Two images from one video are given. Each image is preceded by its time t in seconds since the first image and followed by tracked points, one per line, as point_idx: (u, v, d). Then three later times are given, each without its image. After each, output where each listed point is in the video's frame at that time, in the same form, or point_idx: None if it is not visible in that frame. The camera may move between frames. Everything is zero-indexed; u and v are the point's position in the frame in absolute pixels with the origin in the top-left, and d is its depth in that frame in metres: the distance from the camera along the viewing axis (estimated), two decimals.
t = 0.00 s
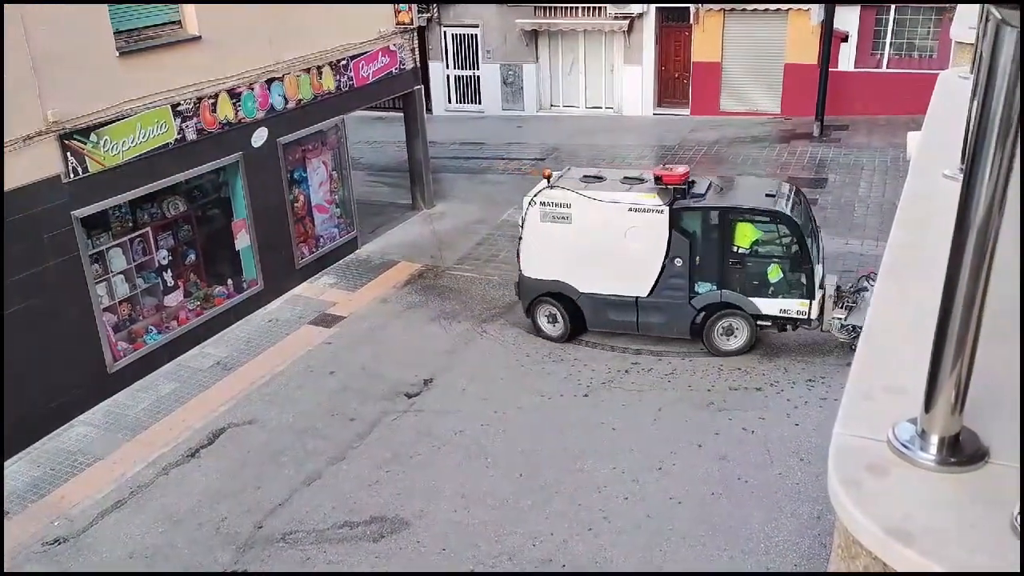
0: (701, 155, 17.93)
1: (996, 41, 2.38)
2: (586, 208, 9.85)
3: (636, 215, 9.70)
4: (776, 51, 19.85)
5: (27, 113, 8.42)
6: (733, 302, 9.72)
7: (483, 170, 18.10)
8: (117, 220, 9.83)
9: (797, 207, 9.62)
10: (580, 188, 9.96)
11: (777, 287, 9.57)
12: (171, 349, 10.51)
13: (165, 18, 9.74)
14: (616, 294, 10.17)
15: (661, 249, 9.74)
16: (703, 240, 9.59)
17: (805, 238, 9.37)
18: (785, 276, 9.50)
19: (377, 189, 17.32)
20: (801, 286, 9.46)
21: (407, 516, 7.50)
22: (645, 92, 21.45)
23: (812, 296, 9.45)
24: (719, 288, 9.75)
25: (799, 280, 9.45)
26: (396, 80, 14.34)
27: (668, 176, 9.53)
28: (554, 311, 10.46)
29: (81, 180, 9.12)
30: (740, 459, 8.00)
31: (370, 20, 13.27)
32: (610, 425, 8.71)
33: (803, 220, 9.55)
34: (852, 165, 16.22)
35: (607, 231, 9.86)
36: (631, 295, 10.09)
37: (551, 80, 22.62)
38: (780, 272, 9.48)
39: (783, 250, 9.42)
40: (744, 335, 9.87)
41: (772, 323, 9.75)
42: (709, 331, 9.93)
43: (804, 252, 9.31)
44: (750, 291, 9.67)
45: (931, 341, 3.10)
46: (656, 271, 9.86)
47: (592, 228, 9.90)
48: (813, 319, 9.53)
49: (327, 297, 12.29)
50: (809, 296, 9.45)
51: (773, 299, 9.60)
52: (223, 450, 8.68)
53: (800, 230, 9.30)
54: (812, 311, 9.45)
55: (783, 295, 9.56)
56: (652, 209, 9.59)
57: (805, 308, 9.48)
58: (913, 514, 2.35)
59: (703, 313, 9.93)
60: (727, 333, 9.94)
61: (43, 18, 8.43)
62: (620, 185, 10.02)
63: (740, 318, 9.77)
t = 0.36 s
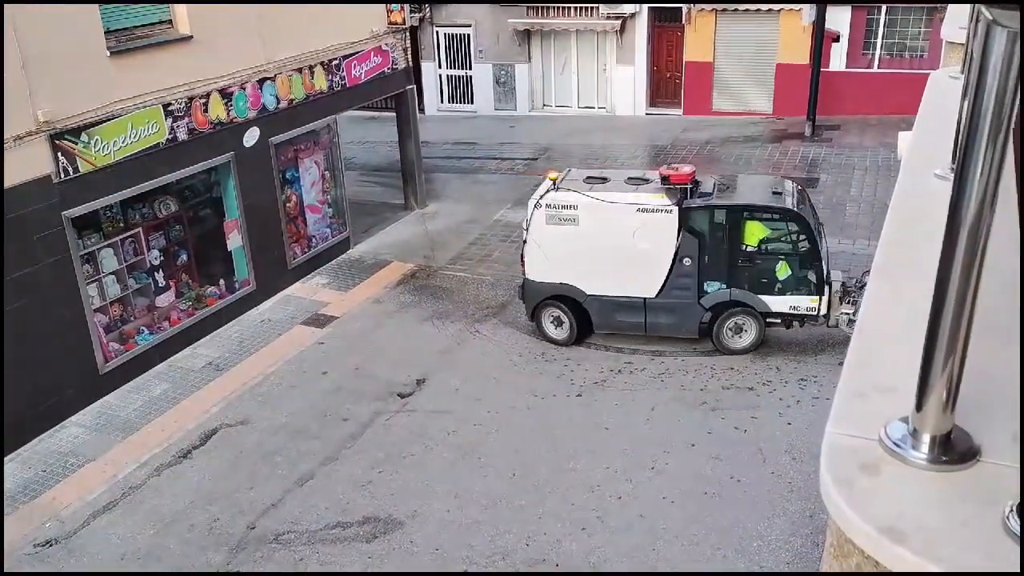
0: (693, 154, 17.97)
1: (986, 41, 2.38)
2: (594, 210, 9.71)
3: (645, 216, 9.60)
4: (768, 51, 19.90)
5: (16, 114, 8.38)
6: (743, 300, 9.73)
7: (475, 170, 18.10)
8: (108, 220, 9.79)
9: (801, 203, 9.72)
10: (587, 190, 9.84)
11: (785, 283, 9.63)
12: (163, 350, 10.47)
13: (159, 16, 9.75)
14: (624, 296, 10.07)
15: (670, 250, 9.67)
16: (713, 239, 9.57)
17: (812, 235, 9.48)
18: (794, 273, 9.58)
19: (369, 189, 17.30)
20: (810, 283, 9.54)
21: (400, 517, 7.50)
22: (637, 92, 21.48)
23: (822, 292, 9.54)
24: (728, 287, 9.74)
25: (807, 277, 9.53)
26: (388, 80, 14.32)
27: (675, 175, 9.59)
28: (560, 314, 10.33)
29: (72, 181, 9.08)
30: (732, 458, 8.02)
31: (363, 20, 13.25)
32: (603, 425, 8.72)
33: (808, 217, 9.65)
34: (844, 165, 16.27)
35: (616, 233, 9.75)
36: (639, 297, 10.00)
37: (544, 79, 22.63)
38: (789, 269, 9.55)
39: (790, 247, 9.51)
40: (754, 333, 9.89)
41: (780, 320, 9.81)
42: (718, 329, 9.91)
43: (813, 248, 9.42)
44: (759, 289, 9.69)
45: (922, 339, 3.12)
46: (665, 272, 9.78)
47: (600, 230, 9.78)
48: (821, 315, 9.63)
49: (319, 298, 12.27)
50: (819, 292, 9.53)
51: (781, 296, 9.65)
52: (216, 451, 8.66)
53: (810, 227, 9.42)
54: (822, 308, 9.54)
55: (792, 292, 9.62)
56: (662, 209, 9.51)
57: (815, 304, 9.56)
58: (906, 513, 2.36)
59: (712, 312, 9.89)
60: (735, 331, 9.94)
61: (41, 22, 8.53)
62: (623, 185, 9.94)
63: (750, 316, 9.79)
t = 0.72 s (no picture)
0: (689, 152, 17.98)
1: (980, 38, 2.39)
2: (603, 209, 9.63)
3: (654, 214, 9.56)
4: (762, 48, 19.92)
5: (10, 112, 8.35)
6: (752, 296, 9.76)
7: (471, 168, 18.09)
8: (102, 220, 9.76)
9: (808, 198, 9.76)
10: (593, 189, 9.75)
11: (793, 278, 9.67)
12: (158, 349, 10.46)
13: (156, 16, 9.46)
14: (633, 295, 10.03)
15: (680, 247, 9.65)
16: (722, 235, 9.57)
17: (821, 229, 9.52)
18: (803, 267, 9.61)
19: (364, 188, 17.28)
20: (818, 277, 9.60)
21: (397, 515, 7.50)
22: (633, 90, 21.49)
23: (831, 286, 9.60)
24: (738, 283, 9.76)
25: (816, 272, 9.58)
26: (382, 78, 14.31)
27: (682, 172, 9.42)
28: (568, 315, 10.26)
29: (66, 180, 9.06)
30: (728, 456, 8.04)
31: (358, 17, 13.21)
32: (599, 423, 8.72)
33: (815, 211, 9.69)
34: (838, 162, 16.30)
35: (625, 231, 9.69)
36: (649, 295, 9.97)
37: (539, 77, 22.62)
38: (798, 264, 9.59)
39: (798, 242, 9.54)
40: (763, 328, 9.94)
41: (789, 314, 9.86)
42: (727, 325, 9.93)
43: (822, 243, 9.45)
44: (769, 285, 9.72)
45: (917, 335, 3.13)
46: (675, 269, 9.78)
47: (609, 228, 9.71)
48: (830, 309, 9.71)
49: (314, 296, 12.26)
50: (828, 286, 9.60)
51: (790, 291, 9.70)
52: (211, 450, 8.64)
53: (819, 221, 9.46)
54: (832, 302, 9.61)
55: (800, 287, 9.67)
56: (671, 206, 9.48)
57: (825, 298, 9.63)
58: (900, 511, 2.37)
59: (721, 309, 9.91)
60: (745, 326, 9.97)
61: (41, 22, 8.26)
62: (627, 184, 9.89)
63: (760, 310, 9.83)
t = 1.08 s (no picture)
0: (680, 143, 17.98)
1: (970, 31, 2.39)
2: (609, 200, 9.62)
3: (660, 204, 9.58)
4: (754, 39, 19.92)
5: None
6: (757, 284, 9.82)
7: (462, 159, 18.06)
8: (91, 210, 9.70)
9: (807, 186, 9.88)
10: (597, 181, 9.75)
11: (797, 266, 9.77)
12: (148, 340, 10.43)
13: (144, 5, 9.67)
14: (637, 287, 10.03)
15: (685, 238, 9.69)
16: (727, 224, 9.61)
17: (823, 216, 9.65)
18: (806, 255, 9.72)
19: (354, 178, 17.22)
20: (822, 264, 9.72)
21: (388, 506, 7.51)
22: (624, 81, 21.46)
23: (835, 272, 9.73)
24: (743, 272, 9.81)
25: (819, 259, 9.71)
26: (373, 68, 14.23)
27: (687, 161, 9.56)
28: (572, 309, 10.17)
29: (54, 171, 8.99)
30: (718, 446, 8.08)
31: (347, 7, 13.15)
32: (590, 413, 8.75)
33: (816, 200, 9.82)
34: (829, 153, 16.33)
35: (631, 223, 9.68)
36: (654, 287, 9.98)
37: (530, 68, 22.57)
38: (801, 252, 9.70)
39: (801, 230, 9.65)
40: (767, 317, 9.98)
41: (793, 303, 9.95)
42: (732, 314, 9.95)
43: (825, 230, 9.60)
44: (774, 273, 9.80)
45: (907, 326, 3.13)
46: (680, 260, 9.81)
47: (615, 220, 9.70)
48: (832, 296, 9.83)
49: (305, 288, 12.23)
50: (832, 273, 9.73)
51: (795, 278, 9.79)
52: (202, 441, 8.63)
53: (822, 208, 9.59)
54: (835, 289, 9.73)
55: (804, 274, 9.78)
56: (677, 196, 9.53)
57: (829, 285, 9.76)
58: (887, 501, 2.39)
59: (725, 298, 9.93)
60: (750, 316, 9.98)
61: (40, 22, 8.65)
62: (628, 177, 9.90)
63: (765, 300, 9.88)
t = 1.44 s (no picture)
0: (668, 129, 17.99)
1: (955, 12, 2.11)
2: (615, 188, 9.50)
3: (665, 190, 9.51)
4: (742, 25, 19.91)
5: None
6: (760, 268, 9.89)
7: (450, 145, 18.00)
8: (75, 195, 9.63)
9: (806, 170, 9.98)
10: (600, 169, 9.66)
11: (798, 249, 9.88)
12: (133, 326, 10.36)
13: None
14: (643, 273, 9.99)
15: (691, 223, 9.66)
16: (732, 209, 9.66)
17: (823, 199, 9.76)
18: (807, 238, 9.84)
19: (341, 164, 17.14)
20: (824, 247, 9.84)
21: (377, 492, 7.53)
22: (612, 67, 21.42)
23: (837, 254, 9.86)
24: (747, 257, 9.88)
25: (820, 242, 9.83)
26: (360, 52, 14.13)
27: (691, 148, 9.63)
28: (575, 298, 10.11)
29: (38, 155, 8.89)
30: (705, 432, 8.13)
31: None
32: (578, 399, 8.78)
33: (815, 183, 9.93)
34: (816, 139, 16.38)
35: (637, 210, 9.61)
36: (659, 274, 9.96)
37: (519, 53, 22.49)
38: (803, 235, 9.81)
39: (803, 213, 9.75)
40: (770, 300, 10.07)
41: (796, 284, 10.07)
42: (736, 298, 10.03)
43: (826, 213, 9.71)
44: (777, 257, 9.89)
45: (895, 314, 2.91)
46: (685, 246, 9.79)
47: (621, 208, 9.61)
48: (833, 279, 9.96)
49: (293, 274, 12.17)
50: (833, 255, 9.86)
51: (797, 261, 9.90)
52: (189, 428, 8.61)
53: (824, 191, 9.69)
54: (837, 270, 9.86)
55: (806, 257, 9.89)
56: (683, 181, 9.46)
57: (830, 266, 9.88)
58: (870, 484, 2.12)
59: (730, 282, 9.98)
60: (753, 299, 10.07)
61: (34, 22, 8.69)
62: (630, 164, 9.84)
63: (768, 283, 9.97)
